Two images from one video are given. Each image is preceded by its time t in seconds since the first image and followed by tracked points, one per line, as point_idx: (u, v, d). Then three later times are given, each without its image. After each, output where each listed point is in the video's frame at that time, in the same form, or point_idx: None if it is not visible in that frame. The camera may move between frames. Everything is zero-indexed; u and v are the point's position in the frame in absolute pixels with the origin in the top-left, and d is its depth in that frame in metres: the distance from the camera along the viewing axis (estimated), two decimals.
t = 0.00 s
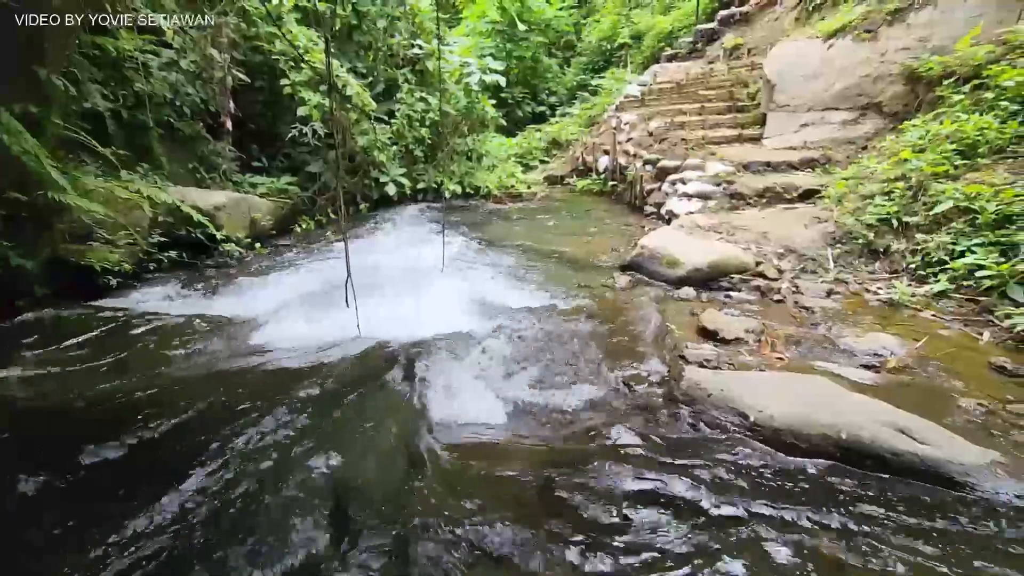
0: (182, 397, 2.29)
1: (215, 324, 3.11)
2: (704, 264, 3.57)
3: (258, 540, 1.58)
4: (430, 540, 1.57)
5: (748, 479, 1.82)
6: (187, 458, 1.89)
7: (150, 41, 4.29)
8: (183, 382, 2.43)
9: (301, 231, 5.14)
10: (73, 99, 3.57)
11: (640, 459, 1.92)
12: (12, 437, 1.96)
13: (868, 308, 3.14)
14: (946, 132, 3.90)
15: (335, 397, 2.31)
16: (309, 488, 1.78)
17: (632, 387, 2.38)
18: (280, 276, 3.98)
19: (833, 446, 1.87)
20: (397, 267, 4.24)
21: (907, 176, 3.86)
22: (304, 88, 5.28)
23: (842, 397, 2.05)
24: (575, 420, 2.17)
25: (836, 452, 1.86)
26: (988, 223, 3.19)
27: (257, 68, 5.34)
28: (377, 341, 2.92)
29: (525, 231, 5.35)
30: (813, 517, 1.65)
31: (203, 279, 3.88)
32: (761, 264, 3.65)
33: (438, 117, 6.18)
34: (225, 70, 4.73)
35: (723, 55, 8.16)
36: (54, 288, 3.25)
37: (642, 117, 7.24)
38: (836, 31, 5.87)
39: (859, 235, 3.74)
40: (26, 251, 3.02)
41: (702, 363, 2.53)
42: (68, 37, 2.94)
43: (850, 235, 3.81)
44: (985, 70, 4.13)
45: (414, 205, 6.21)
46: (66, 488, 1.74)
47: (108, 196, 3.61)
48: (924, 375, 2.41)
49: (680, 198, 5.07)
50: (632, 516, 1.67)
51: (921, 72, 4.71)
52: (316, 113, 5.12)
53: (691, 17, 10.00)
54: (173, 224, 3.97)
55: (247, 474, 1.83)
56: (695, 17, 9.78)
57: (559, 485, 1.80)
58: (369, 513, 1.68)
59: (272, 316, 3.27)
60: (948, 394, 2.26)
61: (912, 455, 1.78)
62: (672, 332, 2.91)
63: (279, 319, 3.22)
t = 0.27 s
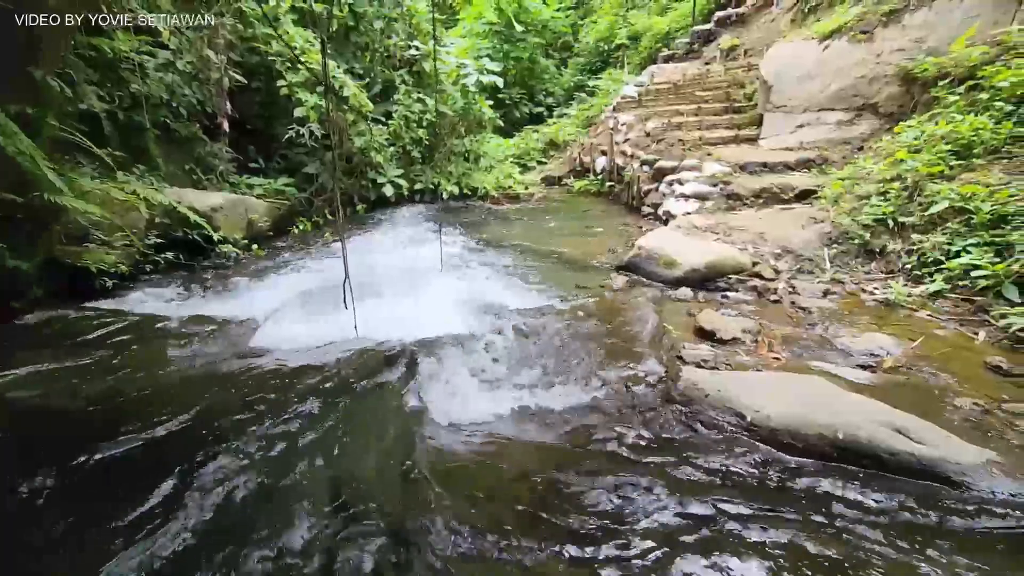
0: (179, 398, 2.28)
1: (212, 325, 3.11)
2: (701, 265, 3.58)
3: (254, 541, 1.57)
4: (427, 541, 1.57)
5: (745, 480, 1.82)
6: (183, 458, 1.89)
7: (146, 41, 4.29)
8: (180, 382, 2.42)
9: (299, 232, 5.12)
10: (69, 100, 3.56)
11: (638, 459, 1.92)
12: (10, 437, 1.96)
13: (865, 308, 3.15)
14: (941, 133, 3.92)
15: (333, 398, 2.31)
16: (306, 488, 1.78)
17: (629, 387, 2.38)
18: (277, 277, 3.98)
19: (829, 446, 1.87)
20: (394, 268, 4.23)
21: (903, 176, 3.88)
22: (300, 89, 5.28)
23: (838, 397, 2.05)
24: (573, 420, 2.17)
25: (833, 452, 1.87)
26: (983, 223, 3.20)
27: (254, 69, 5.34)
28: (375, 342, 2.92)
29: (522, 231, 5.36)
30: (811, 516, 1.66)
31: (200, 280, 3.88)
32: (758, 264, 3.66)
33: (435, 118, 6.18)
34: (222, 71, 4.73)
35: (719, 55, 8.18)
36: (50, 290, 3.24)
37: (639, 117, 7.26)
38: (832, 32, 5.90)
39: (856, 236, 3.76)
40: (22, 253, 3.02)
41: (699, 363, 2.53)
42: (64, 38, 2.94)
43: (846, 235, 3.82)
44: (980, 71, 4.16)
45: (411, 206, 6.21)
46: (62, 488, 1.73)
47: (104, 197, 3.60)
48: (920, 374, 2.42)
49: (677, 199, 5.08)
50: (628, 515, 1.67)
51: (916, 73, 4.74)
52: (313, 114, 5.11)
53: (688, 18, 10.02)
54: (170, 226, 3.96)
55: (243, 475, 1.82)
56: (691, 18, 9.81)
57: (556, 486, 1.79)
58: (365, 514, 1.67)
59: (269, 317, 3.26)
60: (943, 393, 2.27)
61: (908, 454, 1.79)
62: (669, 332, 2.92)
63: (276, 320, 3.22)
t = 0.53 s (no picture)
0: (175, 400, 2.27)
1: (209, 327, 3.10)
2: (698, 265, 3.58)
3: (252, 540, 1.56)
4: (426, 543, 1.56)
5: (743, 479, 1.81)
6: (179, 460, 1.88)
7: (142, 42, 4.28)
8: (176, 384, 2.42)
9: (296, 234, 5.11)
10: (64, 101, 3.55)
11: (635, 459, 1.92)
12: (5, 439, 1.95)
13: (861, 308, 3.15)
14: (936, 133, 3.94)
15: (330, 400, 2.30)
16: (304, 489, 1.77)
17: (627, 388, 2.38)
18: (274, 279, 3.97)
19: (826, 445, 1.88)
20: (391, 269, 4.23)
21: (899, 176, 3.89)
22: (297, 90, 5.27)
23: (835, 397, 2.06)
24: (570, 421, 2.17)
25: (831, 452, 1.87)
26: (979, 223, 3.22)
27: (250, 70, 5.34)
28: (372, 344, 2.91)
29: (520, 232, 5.36)
30: (806, 513, 1.66)
31: (196, 281, 3.87)
32: (755, 265, 3.66)
33: (432, 118, 6.18)
34: (219, 72, 4.72)
35: (716, 57, 8.21)
36: (46, 291, 3.21)
37: (636, 118, 7.27)
38: (827, 33, 5.92)
39: (852, 236, 3.77)
40: (16, 254, 3.00)
41: (697, 364, 2.54)
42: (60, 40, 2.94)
43: (843, 236, 3.83)
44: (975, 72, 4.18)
45: (408, 207, 6.20)
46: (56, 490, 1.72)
47: (100, 199, 3.58)
48: (916, 374, 2.42)
49: (674, 200, 5.08)
50: (627, 515, 1.67)
51: (912, 73, 4.76)
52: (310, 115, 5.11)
53: (684, 19, 10.05)
54: (167, 227, 3.97)
55: (240, 477, 1.81)
56: (687, 19, 9.83)
57: (554, 487, 1.79)
58: (363, 516, 1.67)
59: (266, 319, 3.26)
60: (940, 393, 2.27)
61: (904, 453, 1.80)
62: (667, 333, 2.92)
63: (272, 322, 3.21)
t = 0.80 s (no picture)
0: (170, 403, 2.27)
1: (205, 329, 3.09)
2: (694, 265, 3.59)
3: (246, 545, 1.56)
4: (421, 546, 1.57)
5: (738, 477, 1.82)
6: (175, 462, 1.88)
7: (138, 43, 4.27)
8: (171, 386, 2.42)
9: (293, 235, 5.10)
10: (59, 103, 3.54)
11: (630, 459, 1.93)
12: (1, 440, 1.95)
13: (857, 308, 3.16)
14: (931, 134, 3.96)
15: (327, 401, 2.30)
16: (299, 493, 1.77)
17: (623, 388, 2.39)
18: (271, 280, 3.97)
19: (822, 445, 1.88)
20: (388, 270, 4.22)
21: (894, 176, 3.91)
22: (294, 92, 5.27)
23: (830, 396, 2.06)
24: (566, 422, 2.17)
25: (826, 451, 1.88)
26: (973, 223, 3.23)
27: (247, 71, 5.34)
28: (369, 345, 2.91)
29: (516, 233, 5.36)
30: (798, 510, 1.67)
31: (191, 283, 3.86)
32: (752, 265, 3.67)
33: (429, 119, 6.19)
34: (215, 73, 4.71)
35: (712, 57, 8.23)
36: (41, 293, 3.19)
37: (633, 119, 7.28)
38: (823, 33, 5.95)
39: (848, 236, 3.78)
40: (11, 256, 3.00)
41: (693, 364, 2.54)
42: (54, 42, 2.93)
43: (838, 236, 3.85)
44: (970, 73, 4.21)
45: (405, 208, 6.20)
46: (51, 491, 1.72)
47: (95, 201, 3.57)
48: (911, 373, 2.43)
49: (671, 200, 5.09)
50: (622, 515, 1.67)
51: (907, 74, 4.79)
52: (306, 116, 5.10)
53: (680, 20, 10.06)
54: (164, 229, 3.97)
55: (235, 480, 1.81)
56: (684, 20, 9.87)
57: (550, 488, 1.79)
58: (358, 519, 1.67)
59: (263, 320, 3.25)
60: (935, 392, 2.28)
61: (898, 453, 1.80)
62: (664, 333, 2.93)
63: (270, 323, 3.20)
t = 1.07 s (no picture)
0: (167, 403, 2.26)
1: (203, 330, 3.08)
2: (692, 266, 3.60)
3: (243, 547, 1.55)
4: (420, 548, 1.56)
5: (737, 479, 1.81)
6: (173, 462, 1.88)
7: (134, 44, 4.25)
8: (168, 387, 2.41)
9: (290, 236, 5.10)
10: (55, 103, 3.53)
11: (628, 459, 1.93)
12: None
13: (854, 307, 3.17)
14: (927, 134, 3.98)
15: (324, 402, 2.30)
16: (298, 494, 1.76)
17: (621, 388, 2.39)
18: (268, 281, 3.96)
19: (819, 445, 1.89)
20: (386, 271, 4.21)
21: (891, 177, 3.93)
22: (291, 92, 5.27)
23: (828, 396, 2.07)
24: (564, 423, 2.17)
25: (823, 451, 1.88)
26: (969, 223, 3.25)
27: (243, 71, 5.33)
28: (366, 346, 2.90)
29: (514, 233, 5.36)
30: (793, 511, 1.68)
31: (188, 284, 3.85)
32: (749, 265, 3.68)
33: (427, 120, 6.19)
34: (211, 73, 4.70)
35: (709, 58, 8.25)
36: (36, 294, 3.21)
37: (630, 119, 7.30)
38: (819, 34, 5.98)
39: (844, 236, 3.79)
40: (6, 258, 3.00)
41: (691, 364, 2.55)
42: (51, 43, 2.91)
43: (835, 236, 3.86)
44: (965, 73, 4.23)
45: (403, 208, 6.20)
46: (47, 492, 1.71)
47: (91, 202, 3.56)
48: (908, 373, 2.44)
49: (668, 201, 5.10)
50: (622, 516, 1.67)
51: (903, 75, 4.81)
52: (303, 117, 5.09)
53: (677, 20, 10.09)
54: (161, 230, 3.95)
55: (232, 481, 1.80)
56: (681, 21, 9.90)
57: (549, 490, 1.79)
58: (356, 521, 1.65)
59: (260, 321, 3.24)
60: (931, 392, 2.29)
61: (895, 452, 1.81)
62: (661, 333, 2.93)
63: (267, 325, 3.19)
